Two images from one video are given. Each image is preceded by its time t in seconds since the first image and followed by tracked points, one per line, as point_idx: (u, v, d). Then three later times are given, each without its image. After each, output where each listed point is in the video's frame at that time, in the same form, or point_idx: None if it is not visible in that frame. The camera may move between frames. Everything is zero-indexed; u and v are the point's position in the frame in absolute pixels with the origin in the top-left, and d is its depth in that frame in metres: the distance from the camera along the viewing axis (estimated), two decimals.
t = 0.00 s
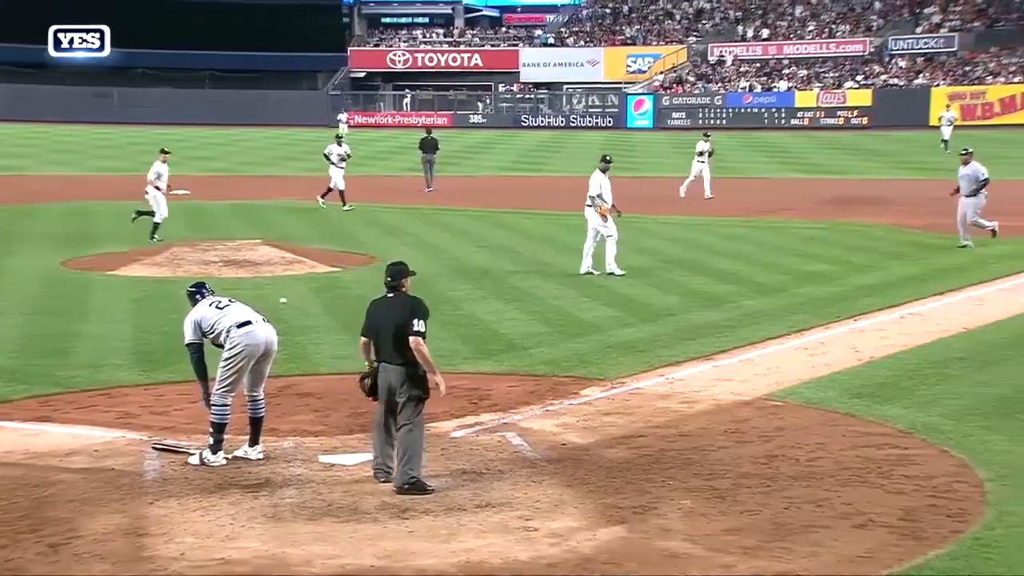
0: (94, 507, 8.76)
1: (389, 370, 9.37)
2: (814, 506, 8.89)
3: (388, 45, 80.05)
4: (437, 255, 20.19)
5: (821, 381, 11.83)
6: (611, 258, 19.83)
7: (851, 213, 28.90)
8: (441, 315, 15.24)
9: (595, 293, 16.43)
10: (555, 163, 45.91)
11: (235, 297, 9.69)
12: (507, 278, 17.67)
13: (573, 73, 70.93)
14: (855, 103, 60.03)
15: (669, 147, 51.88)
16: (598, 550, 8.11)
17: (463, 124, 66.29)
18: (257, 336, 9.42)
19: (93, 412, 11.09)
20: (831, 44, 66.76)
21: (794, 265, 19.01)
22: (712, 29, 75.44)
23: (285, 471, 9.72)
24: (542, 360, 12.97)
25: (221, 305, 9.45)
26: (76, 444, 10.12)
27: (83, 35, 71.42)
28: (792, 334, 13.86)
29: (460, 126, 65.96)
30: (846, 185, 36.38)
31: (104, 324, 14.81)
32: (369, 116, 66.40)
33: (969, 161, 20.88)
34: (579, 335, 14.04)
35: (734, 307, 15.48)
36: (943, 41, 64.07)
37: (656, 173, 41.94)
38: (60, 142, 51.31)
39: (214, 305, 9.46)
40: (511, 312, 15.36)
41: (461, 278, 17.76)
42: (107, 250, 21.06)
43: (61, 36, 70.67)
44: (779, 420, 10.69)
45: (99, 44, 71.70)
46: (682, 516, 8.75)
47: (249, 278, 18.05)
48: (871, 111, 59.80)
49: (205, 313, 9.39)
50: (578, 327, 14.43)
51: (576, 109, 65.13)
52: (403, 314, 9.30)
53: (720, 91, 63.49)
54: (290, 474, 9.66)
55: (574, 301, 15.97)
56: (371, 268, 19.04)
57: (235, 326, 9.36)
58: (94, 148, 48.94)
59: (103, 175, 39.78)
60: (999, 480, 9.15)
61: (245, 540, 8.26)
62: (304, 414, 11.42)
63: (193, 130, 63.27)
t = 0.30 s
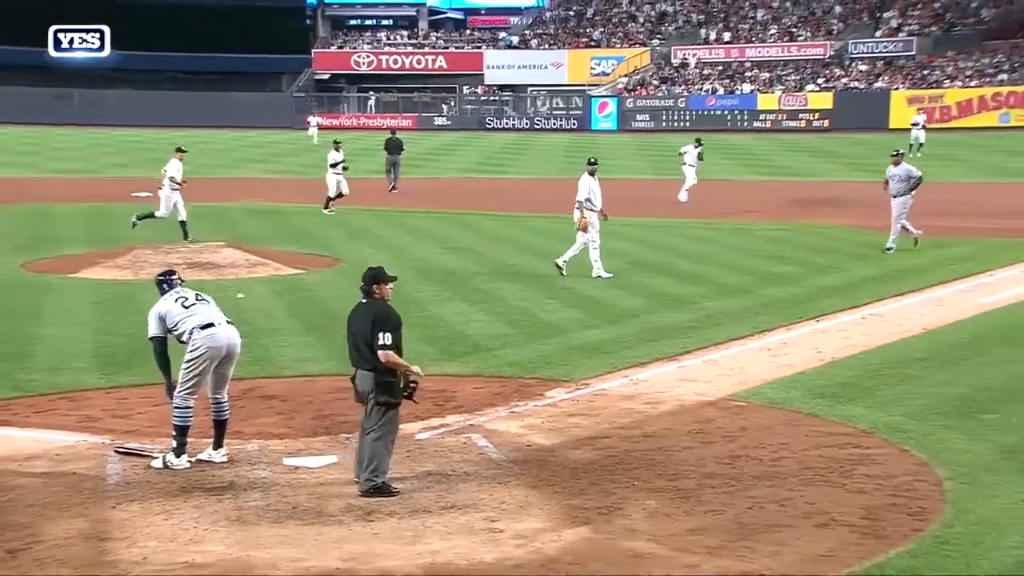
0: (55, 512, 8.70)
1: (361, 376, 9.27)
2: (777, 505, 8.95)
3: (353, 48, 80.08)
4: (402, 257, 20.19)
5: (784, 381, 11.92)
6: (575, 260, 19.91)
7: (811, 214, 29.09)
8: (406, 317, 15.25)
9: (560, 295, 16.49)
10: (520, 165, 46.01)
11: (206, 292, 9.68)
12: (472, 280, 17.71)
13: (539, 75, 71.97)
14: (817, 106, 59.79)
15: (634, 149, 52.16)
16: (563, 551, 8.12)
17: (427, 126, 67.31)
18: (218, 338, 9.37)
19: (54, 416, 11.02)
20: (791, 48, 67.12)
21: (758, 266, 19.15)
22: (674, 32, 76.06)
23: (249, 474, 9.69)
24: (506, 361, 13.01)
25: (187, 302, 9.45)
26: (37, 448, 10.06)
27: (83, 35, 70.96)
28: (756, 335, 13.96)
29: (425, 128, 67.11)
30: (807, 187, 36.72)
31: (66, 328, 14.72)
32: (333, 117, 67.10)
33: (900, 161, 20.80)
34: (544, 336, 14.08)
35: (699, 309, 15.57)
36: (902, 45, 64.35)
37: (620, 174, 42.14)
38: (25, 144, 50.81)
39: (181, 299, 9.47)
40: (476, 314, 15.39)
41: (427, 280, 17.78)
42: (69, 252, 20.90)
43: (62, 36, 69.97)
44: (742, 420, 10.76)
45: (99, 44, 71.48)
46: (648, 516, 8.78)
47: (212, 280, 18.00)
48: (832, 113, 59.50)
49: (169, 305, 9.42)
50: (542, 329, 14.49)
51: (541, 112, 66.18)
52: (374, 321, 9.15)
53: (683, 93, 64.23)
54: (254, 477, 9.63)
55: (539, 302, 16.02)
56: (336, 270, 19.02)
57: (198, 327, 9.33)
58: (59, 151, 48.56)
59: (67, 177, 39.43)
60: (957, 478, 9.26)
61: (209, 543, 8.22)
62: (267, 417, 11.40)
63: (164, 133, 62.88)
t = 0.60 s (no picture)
0: (26, 510, 8.91)
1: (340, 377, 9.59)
2: (731, 498, 9.30)
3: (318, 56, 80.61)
4: (368, 260, 20.50)
5: (737, 379, 12.31)
6: (537, 262, 20.31)
7: (765, 217, 29.75)
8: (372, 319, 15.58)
9: (523, 296, 16.85)
10: (484, 170, 46.49)
11: (185, 286, 9.87)
12: (436, 282, 18.03)
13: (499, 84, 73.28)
14: (768, 114, 60.54)
15: (595, 155, 52.85)
16: (525, 545, 8.40)
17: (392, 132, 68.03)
18: (181, 340, 9.58)
19: (26, 416, 11.22)
20: (742, 58, 68.47)
21: (716, 268, 19.60)
22: (630, 43, 77.56)
23: (218, 472, 9.94)
24: (470, 361, 13.34)
25: (161, 296, 9.66)
26: (9, 448, 10.27)
27: (82, 35, 71.03)
28: (711, 334, 14.36)
29: (389, 135, 67.65)
30: (763, 192, 37.44)
31: (36, 330, 14.89)
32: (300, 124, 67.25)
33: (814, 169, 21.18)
34: (506, 337, 14.41)
35: (661, 309, 15.97)
36: (848, 56, 66.16)
37: (581, 179, 42.74)
38: None
39: (156, 290, 9.69)
40: (440, 315, 15.72)
41: (391, 283, 18.08)
42: (38, 256, 21.02)
43: (62, 36, 70.39)
44: (697, 416, 11.14)
45: (99, 44, 71.56)
46: (607, 510, 9.10)
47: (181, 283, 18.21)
48: (781, 121, 60.24)
49: (143, 292, 9.67)
50: (505, 329, 14.83)
51: (502, 119, 66.80)
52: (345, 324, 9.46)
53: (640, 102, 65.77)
54: (224, 474, 9.88)
55: (502, 303, 16.37)
56: (302, 272, 19.26)
57: (164, 327, 9.57)
58: (26, 156, 48.51)
59: (34, 182, 39.45)
60: (901, 471, 9.66)
61: (179, 539, 8.45)
62: (236, 416, 11.65)
63: (134, 139, 62.71)
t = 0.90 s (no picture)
0: (2, 509, 9.13)
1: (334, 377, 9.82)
2: (689, 493, 9.63)
3: (287, 64, 80.80)
4: (337, 263, 20.83)
5: (696, 377, 12.69)
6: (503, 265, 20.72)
7: (723, 221, 30.36)
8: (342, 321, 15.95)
9: (489, 297, 17.21)
10: (451, 175, 46.97)
11: (161, 287, 10.10)
12: (405, 284, 18.36)
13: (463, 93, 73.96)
14: (724, 121, 62.15)
15: (559, 160, 53.49)
16: (491, 538, 8.68)
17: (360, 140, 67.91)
18: (154, 341, 9.83)
19: (2, 416, 11.43)
20: (699, 68, 70.41)
21: (678, 270, 20.07)
22: (591, 52, 78.56)
23: (191, 469, 10.19)
24: (437, 361, 13.66)
25: (138, 297, 9.88)
26: None
27: (83, 35, 71.84)
28: (672, 334, 14.75)
29: (358, 141, 67.82)
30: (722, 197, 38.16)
31: (10, 332, 15.08)
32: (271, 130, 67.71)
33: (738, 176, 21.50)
34: (472, 337, 14.74)
35: (626, 309, 16.35)
36: (800, 66, 67.87)
37: (546, 184, 43.34)
38: None
39: (133, 290, 9.90)
40: (408, 316, 16.04)
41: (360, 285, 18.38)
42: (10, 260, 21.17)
43: (62, 36, 71.41)
44: (658, 414, 11.50)
45: (99, 45, 72.52)
46: (569, 505, 9.41)
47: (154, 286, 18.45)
48: (737, 129, 61.99)
49: (120, 291, 9.87)
50: (471, 330, 15.18)
51: (468, 126, 67.41)
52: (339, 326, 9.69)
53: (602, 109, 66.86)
54: (196, 472, 10.14)
55: (469, 305, 16.71)
56: (273, 275, 19.53)
57: (138, 328, 9.81)
58: None
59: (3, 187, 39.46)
60: (851, 464, 10.06)
61: (153, 536, 8.69)
62: (209, 415, 11.92)
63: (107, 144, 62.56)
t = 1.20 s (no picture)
0: None
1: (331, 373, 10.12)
2: (648, 487, 9.99)
3: (256, 72, 80.83)
4: (306, 265, 21.10)
5: (655, 375, 13.09)
6: (468, 267, 21.06)
7: (684, 225, 30.89)
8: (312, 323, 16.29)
9: (456, 299, 17.55)
10: (418, 180, 47.33)
11: (135, 289, 10.32)
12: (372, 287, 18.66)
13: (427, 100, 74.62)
14: (680, 129, 62.71)
15: (521, 166, 53.91)
16: (455, 532, 8.98)
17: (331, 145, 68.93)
18: (126, 343, 10.08)
19: None
20: (655, 77, 71.58)
21: (641, 272, 20.50)
22: (553, 61, 79.15)
23: (162, 468, 10.44)
24: (404, 361, 13.98)
25: (111, 299, 10.10)
26: None
27: (83, 35, 75.33)
28: (631, 335, 15.14)
29: (326, 147, 68.30)
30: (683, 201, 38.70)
31: None
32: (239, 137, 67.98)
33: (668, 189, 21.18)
34: (437, 338, 15.07)
35: (590, 310, 16.74)
36: (752, 75, 68.75)
37: (510, 189, 43.78)
38: None
39: (107, 292, 10.12)
40: (376, 318, 16.35)
41: (328, 289, 18.69)
42: None
43: (62, 36, 75.07)
44: (618, 411, 11.86)
45: (99, 44, 76.06)
46: (532, 500, 9.72)
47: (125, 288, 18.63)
48: (693, 136, 62.54)
49: (94, 292, 10.08)
50: (438, 331, 15.51)
51: (433, 133, 67.91)
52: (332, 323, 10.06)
53: (563, 116, 67.79)
54: (168, 470, 10.39)
55: (436, 306, 17.03)
56: (244, 277, 19.77)
57: (110, 329, 10.04)
58: None
59: None
60: (804, 459, 10.46)
61: (125, 533, 8.94)
62: (180, 415, 12.16)
63: (80, 151, 62.46)
